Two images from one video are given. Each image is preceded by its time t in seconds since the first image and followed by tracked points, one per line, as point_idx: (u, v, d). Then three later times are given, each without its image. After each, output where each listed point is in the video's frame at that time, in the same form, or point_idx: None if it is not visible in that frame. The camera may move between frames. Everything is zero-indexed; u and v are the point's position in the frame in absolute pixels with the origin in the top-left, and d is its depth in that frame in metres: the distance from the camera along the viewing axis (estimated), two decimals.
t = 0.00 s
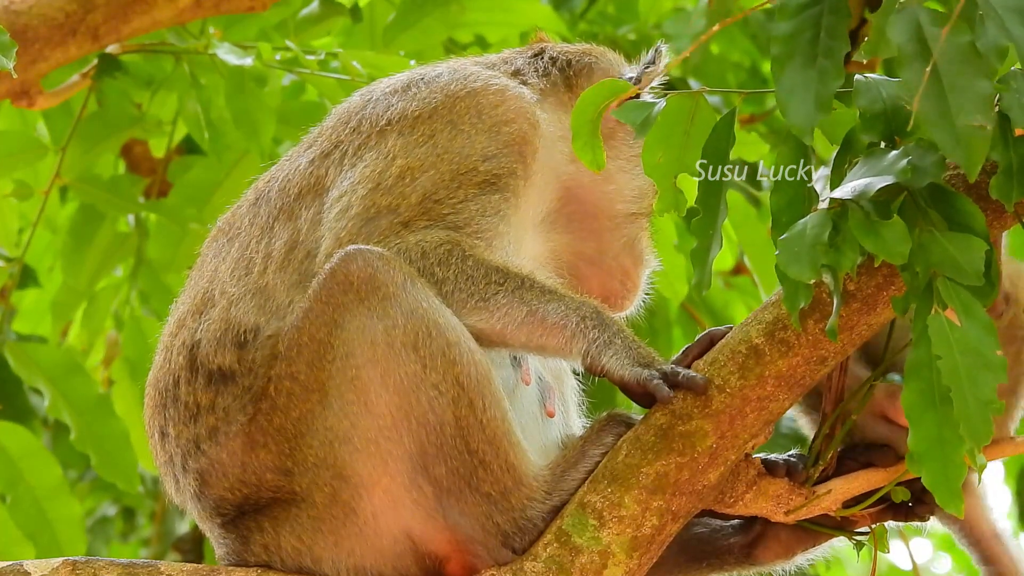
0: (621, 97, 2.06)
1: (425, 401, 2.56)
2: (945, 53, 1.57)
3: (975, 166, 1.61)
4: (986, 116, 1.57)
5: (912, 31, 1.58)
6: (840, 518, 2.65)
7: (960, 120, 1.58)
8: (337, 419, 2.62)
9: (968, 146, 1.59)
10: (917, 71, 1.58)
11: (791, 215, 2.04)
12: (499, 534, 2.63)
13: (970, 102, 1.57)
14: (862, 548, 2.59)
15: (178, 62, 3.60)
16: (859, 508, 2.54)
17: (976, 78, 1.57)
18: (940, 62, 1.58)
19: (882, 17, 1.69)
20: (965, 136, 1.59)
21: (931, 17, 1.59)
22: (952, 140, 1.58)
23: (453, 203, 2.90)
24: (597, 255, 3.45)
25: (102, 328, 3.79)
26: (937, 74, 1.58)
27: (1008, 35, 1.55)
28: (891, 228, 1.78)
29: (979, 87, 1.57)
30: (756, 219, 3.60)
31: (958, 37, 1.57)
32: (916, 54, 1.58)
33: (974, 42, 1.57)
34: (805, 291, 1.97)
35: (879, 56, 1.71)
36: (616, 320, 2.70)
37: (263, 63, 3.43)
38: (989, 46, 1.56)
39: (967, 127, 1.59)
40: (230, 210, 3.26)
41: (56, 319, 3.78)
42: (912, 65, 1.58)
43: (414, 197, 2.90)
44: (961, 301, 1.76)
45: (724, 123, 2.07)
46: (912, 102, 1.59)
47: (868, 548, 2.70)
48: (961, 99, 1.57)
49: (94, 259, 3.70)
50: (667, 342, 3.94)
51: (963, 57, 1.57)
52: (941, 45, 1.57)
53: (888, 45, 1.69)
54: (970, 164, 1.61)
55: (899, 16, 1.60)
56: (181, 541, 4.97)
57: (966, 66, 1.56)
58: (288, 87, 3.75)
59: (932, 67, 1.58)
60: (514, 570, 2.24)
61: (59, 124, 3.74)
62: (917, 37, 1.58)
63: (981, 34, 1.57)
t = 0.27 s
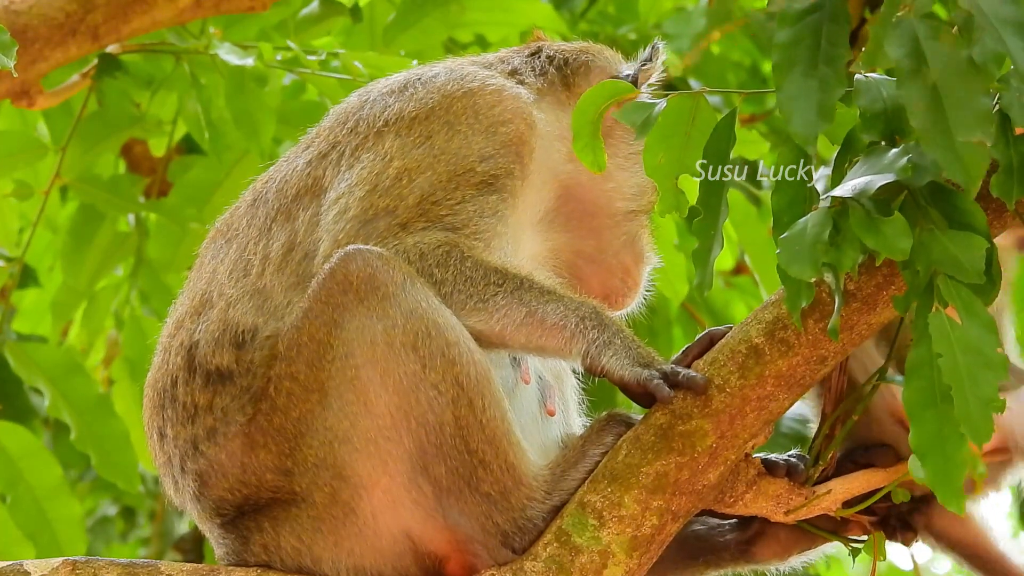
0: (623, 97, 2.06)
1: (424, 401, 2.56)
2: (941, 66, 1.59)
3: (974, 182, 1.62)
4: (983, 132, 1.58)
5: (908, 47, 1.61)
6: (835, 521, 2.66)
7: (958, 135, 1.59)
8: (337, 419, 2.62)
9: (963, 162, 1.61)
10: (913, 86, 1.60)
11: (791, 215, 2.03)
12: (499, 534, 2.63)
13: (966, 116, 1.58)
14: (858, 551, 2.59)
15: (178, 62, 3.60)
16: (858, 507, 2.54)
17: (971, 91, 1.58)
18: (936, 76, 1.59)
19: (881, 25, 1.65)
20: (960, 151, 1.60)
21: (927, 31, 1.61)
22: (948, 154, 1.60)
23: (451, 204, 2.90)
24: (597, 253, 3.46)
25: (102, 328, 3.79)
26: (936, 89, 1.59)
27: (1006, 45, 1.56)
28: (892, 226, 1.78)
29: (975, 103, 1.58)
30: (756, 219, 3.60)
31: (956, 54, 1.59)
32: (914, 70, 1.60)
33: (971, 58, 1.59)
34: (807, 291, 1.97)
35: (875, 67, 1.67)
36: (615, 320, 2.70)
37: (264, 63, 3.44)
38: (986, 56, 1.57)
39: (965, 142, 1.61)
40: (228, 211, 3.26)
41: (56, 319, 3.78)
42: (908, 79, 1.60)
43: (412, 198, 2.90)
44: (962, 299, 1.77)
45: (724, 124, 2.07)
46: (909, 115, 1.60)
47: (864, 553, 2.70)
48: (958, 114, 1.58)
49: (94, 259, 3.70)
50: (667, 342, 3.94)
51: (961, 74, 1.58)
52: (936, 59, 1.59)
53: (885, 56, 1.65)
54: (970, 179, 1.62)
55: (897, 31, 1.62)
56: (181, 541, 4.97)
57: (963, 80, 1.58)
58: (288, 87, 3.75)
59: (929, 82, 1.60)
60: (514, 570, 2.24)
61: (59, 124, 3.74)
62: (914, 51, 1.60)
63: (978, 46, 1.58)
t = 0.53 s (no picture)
0: (622, 95, 2.06)
1: (422, 402, 2.56)
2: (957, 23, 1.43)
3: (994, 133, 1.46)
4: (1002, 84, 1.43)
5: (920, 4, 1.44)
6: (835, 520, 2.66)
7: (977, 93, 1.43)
8: (336, 420, 2.62)
9: (986, 113, 1.44)
10: (931, 43, 1.43)
11: (791, 214, 2.03)
12: (499, 535, 2.63)
13: (987, 71, 1.43)
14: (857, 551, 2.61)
15: (178, 62, 3.60)
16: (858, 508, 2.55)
17: (989, 47, 1.44)
18: (952, 32, 1.43)
19: None
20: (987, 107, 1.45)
21: None
22: (974, 106, 1.44)
23: (449, 205, 2.90)
24: (597, 249, 3.45)
25: (102, 328, 3.79)
26: (952, 48, 1.43)
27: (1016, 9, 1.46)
28: (892, 227, 1.78)
29: (992, 60, 1.43)
30: (756, 218, 3.59)
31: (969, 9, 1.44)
32: (928, 28, 1.44)
33: (984, 14, 1.44)
34: (806, 290, 1.97)
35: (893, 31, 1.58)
36: (615, 321, 2.70)
37: (264, 62, 3.43)
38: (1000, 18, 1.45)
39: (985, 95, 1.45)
40: (225, 213, 3.25)
41: (56, 319, 3.78)
42: (924, 36, 1.43)
43: (409, 200, 2.89)
44: (963, 301, 1.75)
45: (724, 122, 2.07)
46: (928, 74, 1.43)
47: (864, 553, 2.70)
48: (977, 72, 1.43)
49: (94, 259, 3.69)
50: (667, 342, 3.89)
51: (977, 31, 1.44)
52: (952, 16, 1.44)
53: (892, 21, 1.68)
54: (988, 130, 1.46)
55: None
56: (181, 541, 4.97)
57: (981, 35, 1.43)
58: (288, 87, 3.74)
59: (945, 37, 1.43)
60: (514, 570, 2.24)
61: (59, 124, 3.74)
62: (926, 9, 1.44)
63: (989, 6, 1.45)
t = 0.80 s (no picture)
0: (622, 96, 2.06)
1: (420, 404, 2.56)
2: (955, 56, 1.58)
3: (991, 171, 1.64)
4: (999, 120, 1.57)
5: (923, 42, 1.60)
6: (836, 518, 2.64)
7: (976, 126, 1.58)
8: (334, 422, 2.62)
9: (981, 155, 1.62)
10: (929, 80, 1.59)
11: (791, 214, 2.03)
12: (499, 536, 2.64)
13: (983, 106, 1.57)
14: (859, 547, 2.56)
15: (178, 62, 3.60)
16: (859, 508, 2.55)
17: (988, 82, 1.57)
18: (951, 66, 1.58)
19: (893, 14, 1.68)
20: (978, 146, 1.62)
21: (940, 22, 1.60)
22: (967, 148, 1.60)
23: (447, 206, 2.90)
24: (600, 239, 3.46)
25: (102, 328, 3.79)
26: (952, 83, 1.58)
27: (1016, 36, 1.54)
28: (891, 227, 1.78)
29: (992, 93, 1.57)
30: (756, 218, 3.59)
31: (971, 45, 1.57)
32: (929, 64, 1.59)
33: (986, 47, 1.56)
34: (806, 292, 1.96)
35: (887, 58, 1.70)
36: (613, 321, 2.70)
37: (264, 63, 3.43)
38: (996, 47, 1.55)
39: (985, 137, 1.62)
40: (223, 214, 3.25)
41: (56, 319, 3.78)
42: (922, 74, 1.59)
43: (407, 202, 2.89)
44: (962, 300, 1.76)
45: (723, 122, 2.06)
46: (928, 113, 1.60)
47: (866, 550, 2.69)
48: (975, 105, 1.57)
49: (94, 259, 3.69)
50: (667, 342, 3.89)
51: (977, 65, 1.57)
52: (949, 50, 1.58)
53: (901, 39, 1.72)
54: (988, 172, 1.64)
55: (908, 24, 1.62)
56: (181, 542, 4.98)
57: (977, 70, 1.57)
58: (287, 87, 3.74)
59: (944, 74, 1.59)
60: (514, 570, 2.24)
61: (59, 124, 3.74)
62: (929, 47, 1.59)
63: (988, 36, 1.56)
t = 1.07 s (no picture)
0: (622, 95, 2.07)
1: (418, 405, 2.56)
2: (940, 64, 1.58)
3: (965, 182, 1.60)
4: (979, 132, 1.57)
5: (907, 48, 1.60)
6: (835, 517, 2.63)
7: (955, 137, 1.57)
8: (332, 422, 2.62)
9: (957, 164, 1.59)
10: (910, 84, 1.59)
11: (791, 215, 2.03)
12: (498, 536, 2.64)
13: (964, 118, 1.57)
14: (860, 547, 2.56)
15: (178, 62, 3.60)
16: (859, 508, 2.54)
17: (971, 94, 1.57)
18: (935, 74, 1.58)
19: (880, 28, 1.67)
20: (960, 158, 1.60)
21: (929, 32, 1.61)
22: (943, 155, 1.58)
23: (446, 206, 2.90)
24: (598, 229, 3.48)
25: (102, 328, 3.79)
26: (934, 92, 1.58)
27: (1005, 48, 1.53)
28: (892, 228, 1.78)
29: (976, 104, 1.57)
30: (756, 218, 3.59)
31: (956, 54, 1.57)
32: (912, 71, 1.59)
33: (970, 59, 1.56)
34: (805, 291, 1.97)
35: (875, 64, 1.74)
36: (613, 320, 2.70)
37: (263, 62, 3.43)
38: (985, 59, 1.55)
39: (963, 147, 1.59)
40: (221, 215, 3.25)
41: (56, 319, 3.78)
42: (905, 78, 1.60)
43: (405, 202, 2.89)
44: (962, 301, 1.76)
45: (722, 121, 2.07)
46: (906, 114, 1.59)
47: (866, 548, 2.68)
48: (957, 116, 1.57)
49: (94, 259, 3.69)
50: (667, 342, 3.88)
51: (962, 75, 1.57)
52: (935, 58, 1.59)
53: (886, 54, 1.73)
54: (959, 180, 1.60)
55: (897, 30, 1.62)
56: (181, 541, 4.98)
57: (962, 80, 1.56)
58: (288, 87, 3.75)
59: (926, 80, 1.59)
60: (514, 570, 2.24)
61: (59, 124, 3.74)
62: (913, 54, 1.60)
63: (978, 49, 1.56)
